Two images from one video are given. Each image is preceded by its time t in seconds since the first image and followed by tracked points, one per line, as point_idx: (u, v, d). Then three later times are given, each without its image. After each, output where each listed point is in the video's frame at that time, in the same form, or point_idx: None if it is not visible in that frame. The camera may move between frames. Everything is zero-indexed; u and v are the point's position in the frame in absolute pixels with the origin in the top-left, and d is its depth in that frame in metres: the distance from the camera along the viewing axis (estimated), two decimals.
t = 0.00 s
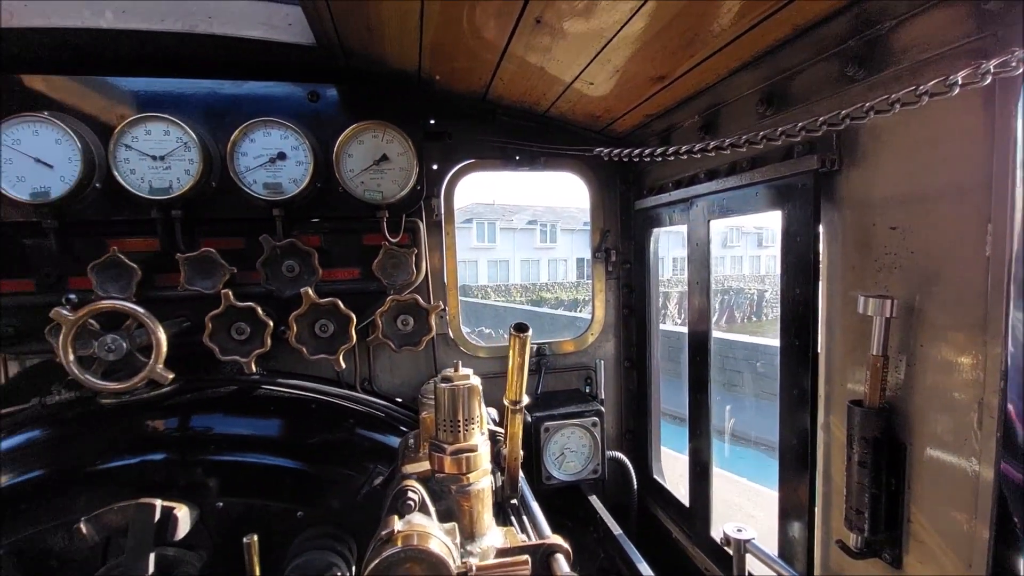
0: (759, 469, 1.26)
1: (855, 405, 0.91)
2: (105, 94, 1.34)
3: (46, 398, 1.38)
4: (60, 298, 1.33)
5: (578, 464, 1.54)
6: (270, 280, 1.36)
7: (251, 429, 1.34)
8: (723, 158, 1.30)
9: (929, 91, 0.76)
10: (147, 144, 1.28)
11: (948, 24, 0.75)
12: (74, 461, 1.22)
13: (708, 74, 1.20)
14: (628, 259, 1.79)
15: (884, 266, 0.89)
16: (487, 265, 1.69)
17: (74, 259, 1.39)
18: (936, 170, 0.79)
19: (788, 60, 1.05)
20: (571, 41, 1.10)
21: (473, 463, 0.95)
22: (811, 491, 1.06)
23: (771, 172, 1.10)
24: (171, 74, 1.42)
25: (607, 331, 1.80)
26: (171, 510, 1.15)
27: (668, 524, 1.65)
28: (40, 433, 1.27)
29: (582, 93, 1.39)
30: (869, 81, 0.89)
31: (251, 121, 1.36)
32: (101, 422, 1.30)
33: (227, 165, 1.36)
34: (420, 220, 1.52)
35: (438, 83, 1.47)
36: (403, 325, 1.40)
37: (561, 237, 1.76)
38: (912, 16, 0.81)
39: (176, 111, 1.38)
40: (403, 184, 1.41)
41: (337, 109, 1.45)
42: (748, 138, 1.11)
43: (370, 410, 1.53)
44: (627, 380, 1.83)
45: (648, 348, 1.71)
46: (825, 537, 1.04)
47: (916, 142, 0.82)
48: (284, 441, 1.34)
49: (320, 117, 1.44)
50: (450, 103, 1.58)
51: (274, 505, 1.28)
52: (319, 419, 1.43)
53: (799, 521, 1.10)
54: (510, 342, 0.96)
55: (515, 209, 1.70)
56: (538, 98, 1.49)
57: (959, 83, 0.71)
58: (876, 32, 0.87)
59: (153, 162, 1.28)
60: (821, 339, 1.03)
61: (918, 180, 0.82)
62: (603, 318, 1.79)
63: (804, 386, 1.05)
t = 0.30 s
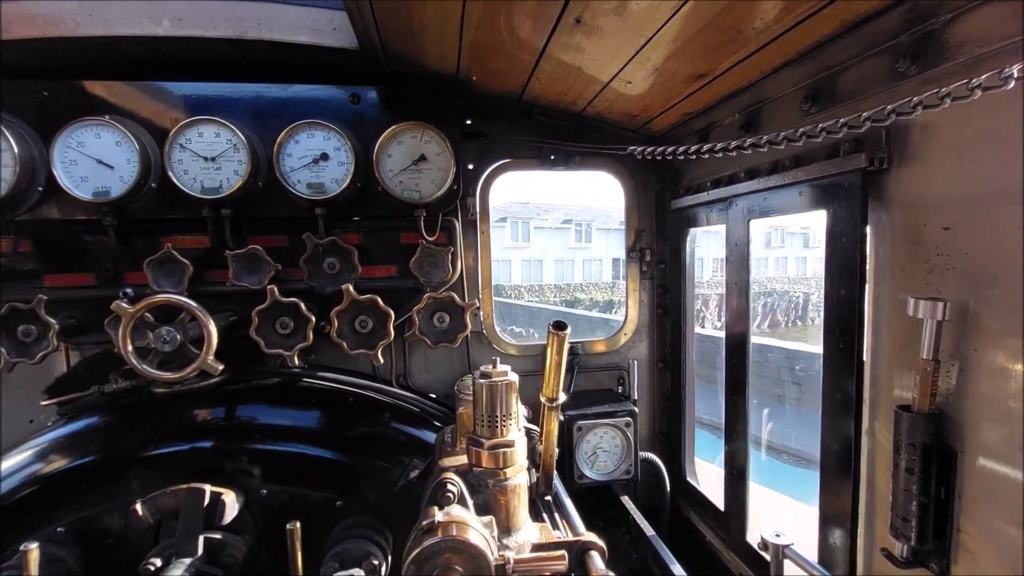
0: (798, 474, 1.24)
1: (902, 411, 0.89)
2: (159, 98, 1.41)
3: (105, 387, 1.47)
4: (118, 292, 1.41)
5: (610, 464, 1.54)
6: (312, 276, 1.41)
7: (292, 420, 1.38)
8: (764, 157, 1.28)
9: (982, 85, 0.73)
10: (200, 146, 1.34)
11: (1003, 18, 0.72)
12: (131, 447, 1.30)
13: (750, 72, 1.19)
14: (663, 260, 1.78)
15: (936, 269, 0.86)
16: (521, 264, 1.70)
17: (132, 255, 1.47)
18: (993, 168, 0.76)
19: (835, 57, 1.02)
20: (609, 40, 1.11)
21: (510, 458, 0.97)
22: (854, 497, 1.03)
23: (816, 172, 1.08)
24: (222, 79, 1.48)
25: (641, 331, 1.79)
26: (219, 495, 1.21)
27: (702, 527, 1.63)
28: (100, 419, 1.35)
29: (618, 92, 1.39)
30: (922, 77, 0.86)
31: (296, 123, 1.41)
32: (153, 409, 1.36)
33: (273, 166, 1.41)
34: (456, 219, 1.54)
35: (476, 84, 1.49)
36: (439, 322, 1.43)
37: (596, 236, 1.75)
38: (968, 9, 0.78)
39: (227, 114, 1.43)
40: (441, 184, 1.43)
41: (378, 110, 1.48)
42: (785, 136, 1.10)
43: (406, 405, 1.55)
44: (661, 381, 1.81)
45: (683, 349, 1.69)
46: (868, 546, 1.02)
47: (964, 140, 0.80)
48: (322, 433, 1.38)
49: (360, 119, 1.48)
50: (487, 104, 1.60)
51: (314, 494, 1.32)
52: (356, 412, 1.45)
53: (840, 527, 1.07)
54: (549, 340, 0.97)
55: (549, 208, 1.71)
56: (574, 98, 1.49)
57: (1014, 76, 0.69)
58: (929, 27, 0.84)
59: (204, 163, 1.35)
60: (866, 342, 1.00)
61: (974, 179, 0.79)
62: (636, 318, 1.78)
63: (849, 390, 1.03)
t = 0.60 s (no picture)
0: (847, 479, 1.21)
1: (964, 415, 0.85)
2: (218, 103, 1.48)
3: (165, 376, 1.55)
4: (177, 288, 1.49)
5: (650, 464, 1.52)
6: (357, 273, 1.45)
7: (336, 412, 1.43)
8: (814, 153, 1.25)
9: None
10: (253, 148, 1.40)
11: None
12: (189, 434, 1.37)
13: (801, 65, 1.15)
14: (705, 258, 1.75)
15: (1003, 267, 0.81)
16: (561, 262, 1.71)
17: (189, 252, 1.54)
18: None
19: (894, 47, 0.99)
20: (653, 36, 1.10)
21: (552, 454, 0.97)
22: (909, 505, 1.00)
23: (871, 167, 1.05)
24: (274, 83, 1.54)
25: (682, 330, 1.77)
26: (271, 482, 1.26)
27: (744, 532, 1.60)
28: (160, 407, 1.44)
29: (661, 88, 1.38)
30: (987, 66, 0.82)
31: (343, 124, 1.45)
32: (209, 399, 1.44)
33: (321, 166, 1.46)
34: (496, 218, 1.56)
35: (517, 83, 1.50)
36: (479, 318, 1.45)
37: (637, 234, 1.74)
38: None
39: (277, 116, 1.49)
40: (482, 182, 1.45)
41: (421, 111, 1.51)
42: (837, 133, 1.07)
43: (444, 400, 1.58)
44: (701, 381, 1.78)
45: (726, 349, 1.66)
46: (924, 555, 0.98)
47: None
48: (365, 425, 1.42)
49: (404, 119, 1.51)
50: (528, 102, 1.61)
51: (357, 484, 1.36)
52: (397, 406, 1.49)
53: (894, 536, 1.04)
54: (592, 337, 0.97)
55: (588, 206, 1.71)
56: (616, 95, 1.49)
57: None
58: (997, 14, 0.80)
59: (257, 164, 1.41)
60: (925, 343, 0.96)
61: None
62: (677, 318, 1.76)
63: (905, 393, 0.99)
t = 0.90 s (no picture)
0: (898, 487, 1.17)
1: None
2: (267, 106, 1.54)
3: (216, 368, 1.61)
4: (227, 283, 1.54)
5: (689, 467, 1.51)
6: (398, 271, 1.48)
7: (376, 406, 1.46)
8: (865, 148, 1.21)
9: None
10: (300, 149, 1.45)
11: None
12: (238, 424, 1.42)
13: (853, 58, 1.12)
14: (746, 258, 1.71)
15: None
16: (597, 261, 1.70)
17: (238, 250, 1.60)
18: None
19: (955, 38, 0.94)
20: (697, 33, 1.09)
21: (594, 452, 0.97)
22: (966, 516, 0.96)
23: (929, 162, 1.01)
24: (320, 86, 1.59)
25: (722, 331, 1.74)
26: (315, 473, 1.29)
27: (785, 539, 1.56)
28: (209, 398, 1.49)
29: (704, 84, 1.36)
30: None
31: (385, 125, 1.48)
32: (256, 391, 1.48)
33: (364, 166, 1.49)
34: (534, 217, 1.57)
35: (556, 81, 1.51)
36: (517, 317, 1.46)
37: (677, 233, 1.72)
38: None
39: (323, 118, 1.54)
40: (521, 181, 1.46)
41: (461, 111, 1.53)
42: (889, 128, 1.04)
43: (481, 397, 1.60)
44: (742, 383, 1.75)
45: (768, 351, 1.62)
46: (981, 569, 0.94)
47: None
48: (403, 419, 1.44)
49: (445, 119, 1.53)
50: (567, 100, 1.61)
51: (397, 478, 1.39)
52: (434, 402, 1.51)
53: (948, 548, 1.00)
54: (636, 335, 0.97)
55: (626, 205, 1.70)
56: (657, 91, 1.47)
57: None
58: None
59: (304, 164, 1.45)
60: (986, 348, 0.92)
61: None
62: (716, 320, 1.73)
63: (964, 399, 0.95)
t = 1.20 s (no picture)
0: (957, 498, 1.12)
1: None
2: (316, 111, 1.60)
3: (268, 362, 1.68)
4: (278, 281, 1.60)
5: (732, 471, 1.49)
6: (441, 270, 1.51)
7: (418, 402, 1.49)
8: (922, 145, 1.16)
9: None
10: (349, 152, 1.50)
11: None
12: (287, 416, 1.47)
13: (911, 52, 1.08)
14: (794, 258, 1.67)
15: None
16: (638, 261, 1.70)
17: (289, 249, 1.67)
18: None
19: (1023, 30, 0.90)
20: (745, 30, 1.07)
21: (640, 451, 0.98)
22: None
23: (994, 159, 0.96)
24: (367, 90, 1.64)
25: (767, 333, 1.70)
26: (363, 465, 1.33)
27: (834, 548, 1.52)
28: (261, 391, 1.55)
29: (751, 81, 1.34)
30: None
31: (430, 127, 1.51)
32: (305, 385, 1.54)
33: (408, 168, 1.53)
34: (575, 217, 1.58)
35: (599, 81, 1.51)
36: (559, 316, 1.47)
37: (721, 233, 1.70)
38: None
39: (370, 121, 1.59)
40: (562, 181, 1.46)
41: (504, 112, 1.56)
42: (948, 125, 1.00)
43: (521, 395, 1.61)
44: (788, 387, 1.71)
45: (817, 354, 1.58)
46: None
47: None
48: (444, 416, 1.47)
49: (487, 121, 1.56)
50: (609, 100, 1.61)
51: (440, 472, 1.42)
52: (474, 399, 1.54)
53: (1009, 562, 0.96)
54: (683, 335, 0.97)
55: (668, 204, 1.69)
56: (702, 89, 1.46)
57: None
58: None
59: (352, 167, 1.50)
60: None
61: None
62: (762, 322, 1.70)
63: None
